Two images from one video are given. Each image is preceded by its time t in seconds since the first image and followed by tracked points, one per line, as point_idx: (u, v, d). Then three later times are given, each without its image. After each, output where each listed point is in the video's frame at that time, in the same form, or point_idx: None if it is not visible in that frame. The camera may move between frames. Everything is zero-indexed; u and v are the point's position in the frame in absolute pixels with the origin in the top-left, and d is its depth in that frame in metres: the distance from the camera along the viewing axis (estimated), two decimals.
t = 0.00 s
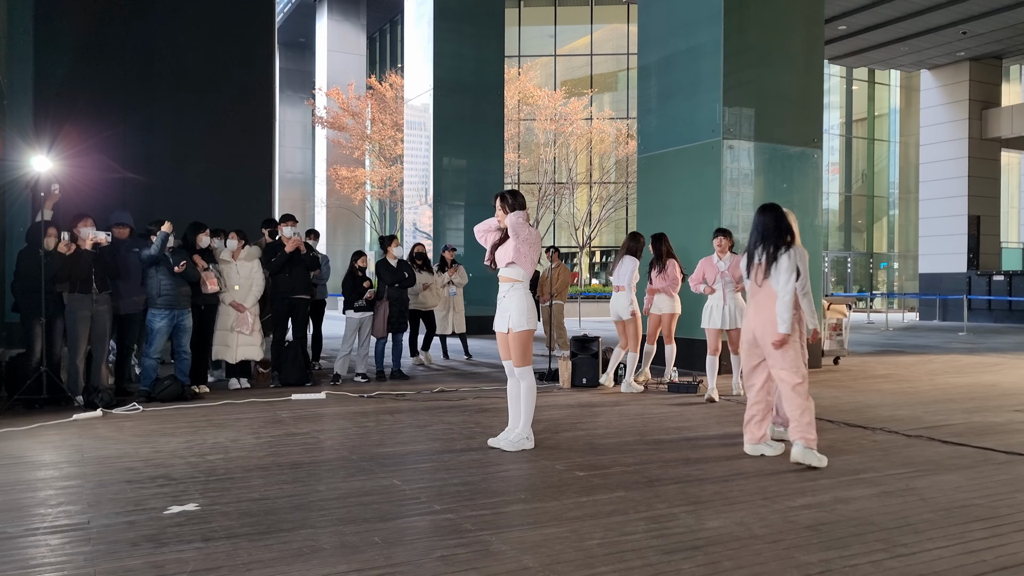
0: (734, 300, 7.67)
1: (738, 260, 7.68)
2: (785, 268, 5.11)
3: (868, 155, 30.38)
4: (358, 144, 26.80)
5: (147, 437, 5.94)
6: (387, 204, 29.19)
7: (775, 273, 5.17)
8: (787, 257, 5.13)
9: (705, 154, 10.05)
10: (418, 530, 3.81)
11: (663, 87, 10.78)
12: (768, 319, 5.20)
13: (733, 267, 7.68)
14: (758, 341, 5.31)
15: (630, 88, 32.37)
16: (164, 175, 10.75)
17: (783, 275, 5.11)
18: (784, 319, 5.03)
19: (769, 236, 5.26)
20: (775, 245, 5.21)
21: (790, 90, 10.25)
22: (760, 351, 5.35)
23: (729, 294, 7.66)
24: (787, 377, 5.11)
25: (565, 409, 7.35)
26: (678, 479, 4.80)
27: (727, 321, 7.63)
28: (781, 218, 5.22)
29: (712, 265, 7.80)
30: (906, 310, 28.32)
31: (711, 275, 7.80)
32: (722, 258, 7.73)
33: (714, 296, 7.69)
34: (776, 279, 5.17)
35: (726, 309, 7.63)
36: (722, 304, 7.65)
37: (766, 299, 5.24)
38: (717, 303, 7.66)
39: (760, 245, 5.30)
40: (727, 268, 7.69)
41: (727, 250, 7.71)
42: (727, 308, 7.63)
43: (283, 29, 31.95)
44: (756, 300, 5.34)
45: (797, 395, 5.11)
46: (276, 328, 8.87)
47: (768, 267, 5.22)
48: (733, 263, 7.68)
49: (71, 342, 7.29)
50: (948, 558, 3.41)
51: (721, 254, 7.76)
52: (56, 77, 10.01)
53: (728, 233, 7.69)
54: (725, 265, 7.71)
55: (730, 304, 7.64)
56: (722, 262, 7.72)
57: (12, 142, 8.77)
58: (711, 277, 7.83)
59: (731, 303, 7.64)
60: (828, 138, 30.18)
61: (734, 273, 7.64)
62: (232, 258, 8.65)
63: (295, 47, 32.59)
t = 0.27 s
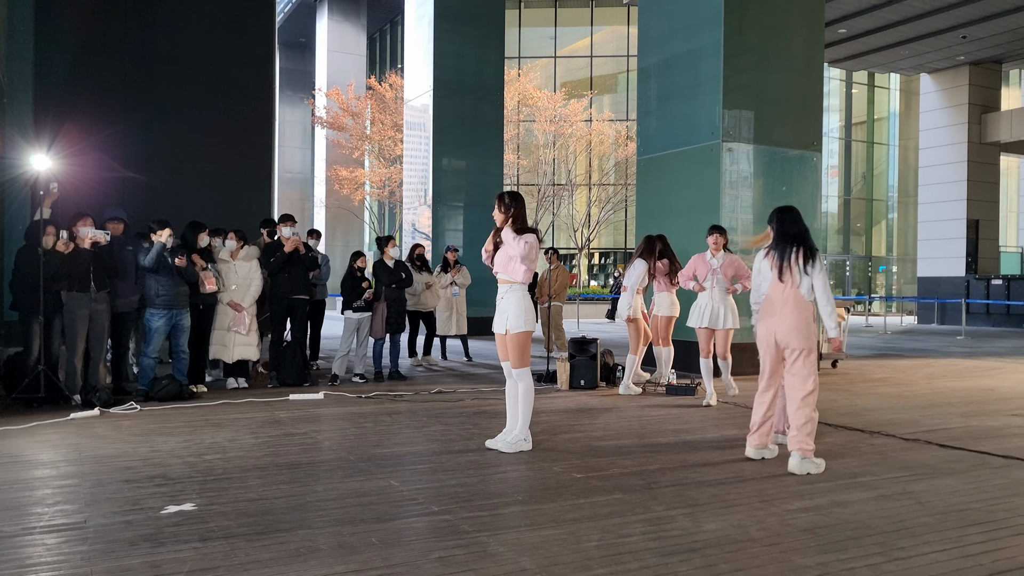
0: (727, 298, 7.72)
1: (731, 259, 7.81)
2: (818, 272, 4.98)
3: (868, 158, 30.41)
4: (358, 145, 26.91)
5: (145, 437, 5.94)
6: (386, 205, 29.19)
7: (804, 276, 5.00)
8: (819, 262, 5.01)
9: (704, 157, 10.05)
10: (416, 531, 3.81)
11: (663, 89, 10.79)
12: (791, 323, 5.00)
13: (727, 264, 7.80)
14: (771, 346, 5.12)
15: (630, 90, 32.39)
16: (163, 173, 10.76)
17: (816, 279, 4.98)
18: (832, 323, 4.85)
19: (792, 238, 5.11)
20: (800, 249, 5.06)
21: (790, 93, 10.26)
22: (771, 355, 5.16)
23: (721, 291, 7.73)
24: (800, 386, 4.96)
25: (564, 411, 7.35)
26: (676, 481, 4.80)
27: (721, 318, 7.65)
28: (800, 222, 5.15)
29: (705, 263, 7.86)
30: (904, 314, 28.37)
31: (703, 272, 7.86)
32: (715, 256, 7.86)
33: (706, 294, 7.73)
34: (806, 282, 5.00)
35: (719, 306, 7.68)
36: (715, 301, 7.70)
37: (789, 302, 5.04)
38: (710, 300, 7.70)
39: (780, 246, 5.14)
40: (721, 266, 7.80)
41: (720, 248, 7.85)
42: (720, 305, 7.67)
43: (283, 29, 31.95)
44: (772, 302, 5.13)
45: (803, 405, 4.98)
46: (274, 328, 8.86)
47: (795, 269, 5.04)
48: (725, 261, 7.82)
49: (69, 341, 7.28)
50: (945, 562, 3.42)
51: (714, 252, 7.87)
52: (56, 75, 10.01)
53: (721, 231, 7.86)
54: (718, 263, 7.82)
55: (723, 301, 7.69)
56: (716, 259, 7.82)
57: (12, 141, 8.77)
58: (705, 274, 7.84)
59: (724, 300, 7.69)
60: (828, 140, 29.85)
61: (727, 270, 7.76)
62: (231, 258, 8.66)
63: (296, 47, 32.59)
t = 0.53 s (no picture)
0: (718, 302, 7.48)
1: (722, 263, 7.57)
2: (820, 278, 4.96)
3: (863, 161, 30.50)
4: (354, 142, 26.87)
5: (139, 434, 5.91)
6: (382, 203, 29.16)
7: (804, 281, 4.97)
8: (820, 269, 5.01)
9: (701, 158, 10.06)
10: (410, 531, 3.80)
11: (660, 90, 10.79)
12: (790, 327, 4.94)
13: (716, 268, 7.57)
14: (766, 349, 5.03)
15: (627, 91, 32.42)
16: (157, 169, 10.72)
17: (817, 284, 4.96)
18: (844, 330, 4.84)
19: (792, 244, 5.07)
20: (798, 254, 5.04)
21: (786, 95, 10.27)
22: (764, 357, 5.09)
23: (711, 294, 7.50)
24: (797, 391, 4.91)
25: (558, 411, 7.34)
26: (670, 483, 4.80)
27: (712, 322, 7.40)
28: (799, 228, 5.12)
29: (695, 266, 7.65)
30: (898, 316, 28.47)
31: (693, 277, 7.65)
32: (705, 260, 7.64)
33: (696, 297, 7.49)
34: (806, 286, 4.96)
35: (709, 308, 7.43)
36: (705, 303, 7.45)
37: (788, 305, 4.96)
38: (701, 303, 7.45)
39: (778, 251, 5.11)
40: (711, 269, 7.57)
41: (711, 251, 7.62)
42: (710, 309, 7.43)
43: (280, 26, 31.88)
44: (768, 305, 5.04)
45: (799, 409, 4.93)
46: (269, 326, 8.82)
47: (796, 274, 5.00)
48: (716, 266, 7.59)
49: (62, 337, 7.24)
50: (939, 566, 3.42)
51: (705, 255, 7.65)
52: (50, 70, 9.95)
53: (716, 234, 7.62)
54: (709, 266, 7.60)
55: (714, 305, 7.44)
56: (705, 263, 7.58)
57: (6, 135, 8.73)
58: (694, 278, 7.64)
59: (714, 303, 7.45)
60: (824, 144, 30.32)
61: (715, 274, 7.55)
62: (226, 255, 8.60)
63: (292, 44, 32.53)
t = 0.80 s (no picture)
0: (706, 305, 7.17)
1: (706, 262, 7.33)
2: (811, 286, 4.78)
3: (854, 165, 30.65)
4: (346, 142, 26.82)
5: (128, 434, 5.88)
6: (374, 203, 29.12)
7: (800, 292, 4.82)
8: (814, 277, 4.81)
9: (693, 161, 10.09)
10: (401, 532, 3.79)
11: (652, 93, 10.82)
12: (791, 339, 4.81)
13: (702, 269, 7.27)
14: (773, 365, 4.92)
15: (620, 93, 32.48)
16: (148, 167, 10.68)
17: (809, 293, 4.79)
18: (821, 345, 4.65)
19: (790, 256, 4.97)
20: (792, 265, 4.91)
21: (777, 99, 10.31)
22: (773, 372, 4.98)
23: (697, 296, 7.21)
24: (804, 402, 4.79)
25: (550, 413, 7.35)
26: (661, 484, 4.81)
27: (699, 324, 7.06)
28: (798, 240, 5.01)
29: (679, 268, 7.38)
30: (888, 320, 28.63)
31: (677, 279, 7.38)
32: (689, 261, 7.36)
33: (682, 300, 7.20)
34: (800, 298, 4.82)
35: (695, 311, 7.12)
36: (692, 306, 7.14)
37: (787, 319, 4.85)
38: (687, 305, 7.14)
39: (776, 263, 5.01)
40: (695, 270, 7.28)
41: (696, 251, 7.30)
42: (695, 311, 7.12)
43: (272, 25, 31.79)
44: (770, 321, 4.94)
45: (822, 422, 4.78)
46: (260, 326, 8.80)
47: (791, 287, 4.86)
48: (701, 266, 7.31)
49: (50, 336, 7.20)
50: (927, 568, 3.44)
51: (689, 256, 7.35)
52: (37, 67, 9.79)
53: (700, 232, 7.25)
54: (693, 266, 7.31)
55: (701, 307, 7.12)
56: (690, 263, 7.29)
57: None
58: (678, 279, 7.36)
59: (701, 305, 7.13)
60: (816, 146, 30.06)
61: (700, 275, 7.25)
62: (217, 255, 8.57)
63: (285, 44, 32.45)
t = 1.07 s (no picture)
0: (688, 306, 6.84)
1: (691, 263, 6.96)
2: (856, 273, 4.61)
3: (848, 165, 30.75)
4: (340, 141, 26.78)
5: (119, 433, 5.84)
6: (368, 202, 29.08)
7: (843, 283, 4.63)
8: (855, 265, 4.65)
9: (687, 161, 10.08)
10: (393, 531, 3.78)
11: (646, 92, 10.83)
12: (838, 333, 4.60)
13: (684, 268, 6.93)
14: (815, 360, 4.69)
15: (614, 92, 32.51)
16: (140, 166, 10.63)
17: (854, 281, 4.60)
18: (872, 334, 4.47)
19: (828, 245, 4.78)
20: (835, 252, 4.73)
21: (771, 98, 10.32)
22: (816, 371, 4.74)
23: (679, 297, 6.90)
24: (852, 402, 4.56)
25: (543, 412, 7.34)
26: (654, 483, 4.81)
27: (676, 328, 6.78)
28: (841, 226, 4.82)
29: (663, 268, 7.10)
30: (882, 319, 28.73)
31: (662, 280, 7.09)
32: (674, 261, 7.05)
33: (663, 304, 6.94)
34: (845, 289, 4.62)
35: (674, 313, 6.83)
36: (671, 308, 6.87)
37: (833, 313, 4.64)
38: (667, 309, 6.89)
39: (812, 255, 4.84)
40: (677, 270, 6.95)
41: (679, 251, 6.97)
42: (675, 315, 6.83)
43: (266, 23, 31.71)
44: (814, 312, 4.74)
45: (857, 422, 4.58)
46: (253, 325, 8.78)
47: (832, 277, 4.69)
48: (684, 266, 6.96)
49: (42, 334, 7.16)
50: (920, 566, 3.44)
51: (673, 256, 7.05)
52: (28, 68, 9.80)
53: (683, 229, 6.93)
54: (676, 267, 6.99)
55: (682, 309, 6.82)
56: (673, 263, 7.00)
57: None
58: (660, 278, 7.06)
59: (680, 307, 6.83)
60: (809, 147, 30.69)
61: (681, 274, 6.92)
62: (210, 254, 8.53)
63: (278, 42, 32.35)
